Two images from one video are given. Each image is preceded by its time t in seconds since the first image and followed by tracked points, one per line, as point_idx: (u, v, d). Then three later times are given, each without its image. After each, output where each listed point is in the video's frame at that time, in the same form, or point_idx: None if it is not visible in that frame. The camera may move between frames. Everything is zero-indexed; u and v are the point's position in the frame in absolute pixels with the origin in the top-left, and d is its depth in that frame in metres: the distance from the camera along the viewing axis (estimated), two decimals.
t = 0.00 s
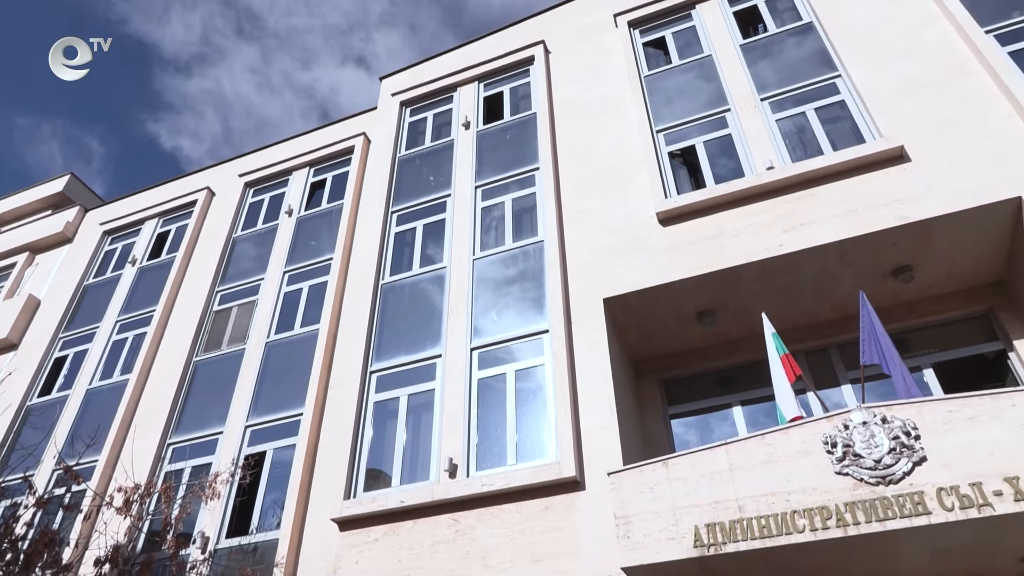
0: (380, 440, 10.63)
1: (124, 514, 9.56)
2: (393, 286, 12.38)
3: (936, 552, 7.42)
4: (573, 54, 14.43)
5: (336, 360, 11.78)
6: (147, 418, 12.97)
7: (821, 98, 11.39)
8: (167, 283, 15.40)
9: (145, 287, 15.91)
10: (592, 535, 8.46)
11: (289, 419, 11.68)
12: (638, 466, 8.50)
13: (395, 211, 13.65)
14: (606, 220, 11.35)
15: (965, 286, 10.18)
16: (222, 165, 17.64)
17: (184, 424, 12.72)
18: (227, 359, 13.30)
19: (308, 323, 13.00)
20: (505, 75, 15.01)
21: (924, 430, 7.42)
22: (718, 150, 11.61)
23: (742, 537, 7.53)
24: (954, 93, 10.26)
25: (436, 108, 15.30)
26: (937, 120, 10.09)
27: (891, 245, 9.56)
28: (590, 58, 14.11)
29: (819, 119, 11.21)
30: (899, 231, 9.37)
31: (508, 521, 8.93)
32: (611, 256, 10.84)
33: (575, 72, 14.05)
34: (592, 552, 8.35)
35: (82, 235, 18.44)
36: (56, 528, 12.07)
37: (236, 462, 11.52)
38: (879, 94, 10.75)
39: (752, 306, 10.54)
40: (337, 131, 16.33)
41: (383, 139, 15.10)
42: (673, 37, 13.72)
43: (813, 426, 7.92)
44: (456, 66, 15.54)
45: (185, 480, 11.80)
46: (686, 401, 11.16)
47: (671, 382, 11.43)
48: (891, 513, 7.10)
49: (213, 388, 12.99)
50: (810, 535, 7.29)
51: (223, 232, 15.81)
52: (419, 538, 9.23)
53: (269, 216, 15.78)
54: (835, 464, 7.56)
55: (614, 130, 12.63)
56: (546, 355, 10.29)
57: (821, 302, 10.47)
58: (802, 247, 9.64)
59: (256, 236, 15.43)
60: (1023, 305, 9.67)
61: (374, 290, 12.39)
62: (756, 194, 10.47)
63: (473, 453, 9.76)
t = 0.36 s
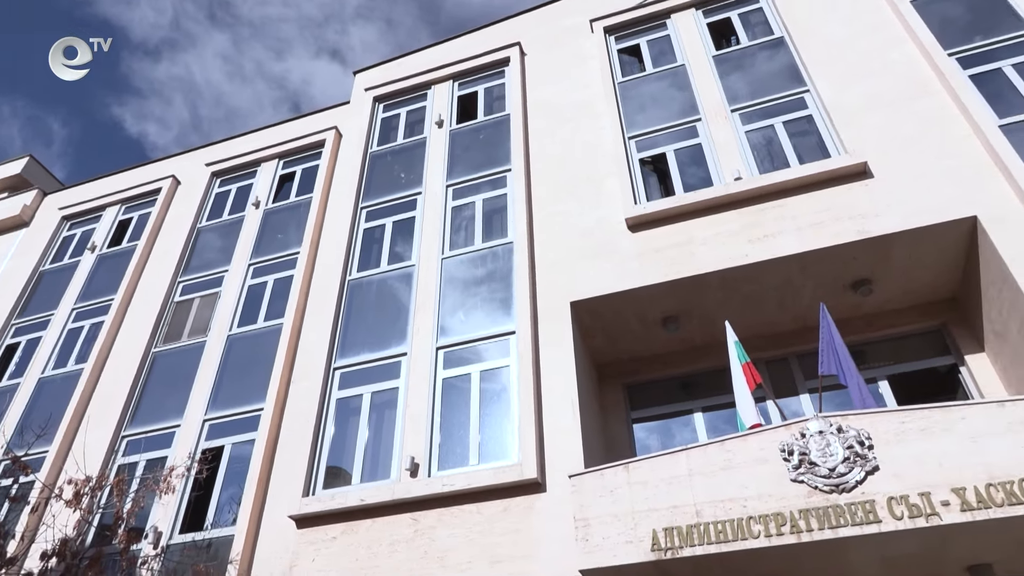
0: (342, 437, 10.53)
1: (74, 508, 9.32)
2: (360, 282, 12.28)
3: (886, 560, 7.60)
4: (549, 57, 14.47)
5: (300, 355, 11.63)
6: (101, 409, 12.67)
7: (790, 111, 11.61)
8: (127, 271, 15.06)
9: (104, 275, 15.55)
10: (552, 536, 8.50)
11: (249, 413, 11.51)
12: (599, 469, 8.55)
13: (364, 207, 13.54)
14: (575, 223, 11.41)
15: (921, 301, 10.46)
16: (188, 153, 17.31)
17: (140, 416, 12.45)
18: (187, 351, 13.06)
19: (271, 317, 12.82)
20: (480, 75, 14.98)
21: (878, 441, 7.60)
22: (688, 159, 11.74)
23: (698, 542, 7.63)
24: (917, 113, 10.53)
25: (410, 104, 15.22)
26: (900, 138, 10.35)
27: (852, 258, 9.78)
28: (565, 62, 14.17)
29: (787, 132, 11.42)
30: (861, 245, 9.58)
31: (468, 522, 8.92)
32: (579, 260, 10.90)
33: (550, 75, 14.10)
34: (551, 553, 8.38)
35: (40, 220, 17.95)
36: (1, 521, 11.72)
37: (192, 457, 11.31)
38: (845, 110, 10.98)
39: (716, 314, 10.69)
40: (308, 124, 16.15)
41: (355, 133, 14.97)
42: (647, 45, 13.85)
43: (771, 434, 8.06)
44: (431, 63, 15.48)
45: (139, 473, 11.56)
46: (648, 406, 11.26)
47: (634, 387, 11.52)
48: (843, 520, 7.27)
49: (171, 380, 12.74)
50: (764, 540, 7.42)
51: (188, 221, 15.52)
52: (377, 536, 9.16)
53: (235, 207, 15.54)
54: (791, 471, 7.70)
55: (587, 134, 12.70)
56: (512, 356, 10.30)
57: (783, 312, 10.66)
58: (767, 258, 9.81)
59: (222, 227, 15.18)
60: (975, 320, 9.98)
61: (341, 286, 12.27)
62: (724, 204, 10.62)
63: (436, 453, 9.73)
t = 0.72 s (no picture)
0: (301, 433, 10.40)
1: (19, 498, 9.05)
2: (326, 277, 12.15)
3: (836, 567, 7.77)
4: (524, 59, 14.51)
5: (261, 348, 11.46)
6: (52, 398, 12.33)
7: (758, 124, 11.80)
8: (84, 257, 14.68)
9: (61, 260, 15.14)
10: (509, 537, 8.51)
11: (206, 406, 11.31)
12: (559, 472, 8.59)
13: (332, 201, 13.40)
14: (544, 226, 11.45)
15: (877, 315, 10.73)
16: (153, 139, 16.95)
17: (92, 406, 12.15)
18: (145, 341, 12.78)
19: (233, 309, 12.61)
20: (454, 73, 14.94)
21: (831, 450, 7.76)
22: (658, 167, 11.87)
23: (654, 546, 7.71)
24: (880, 131, 10.80)
25: (383, 100, 15.11)
26: (863, 155, 10.60)
27: (812, 271, 9.98)
28: (540, 65, 14.22)
29: (755, 144, 11.61)
30: (821, 258, 9.79)
31: (426, 521, 8.88)
32: (547, 262, 10.94)
33: (524, 77, 14.14)
34: (508, 555, 8.39)
35: None
36: None
37: (146, 449, 11.08)
38: (811, 125, 11.21)
39: (679, 321, 10.81)
40: (279, 115, 15.93)
41: (325, 127, 14.81)
42: (622, 52, 13.96)
43: (728, 440, 8.18)
44: (405, 60, 15.39)
45: (89, 465, 11.28)
46: (610, 410, 11.35)
47: (596, 390, 11.59)
48: (795, 527, 7.41)
49: (127, 371, 12.46)
50: (719, 545, 7.53)
51: (150, 208, 15.19)
52: (334, 534, 9.07)
53: (200, 196, 15.26)
54: (747, 478, 7.83)
55: (559, 138, 12.75)
56: (476, 357, 10.29)
57: (745, 321, 10.83)
58: (730, 267, 9.96)
59: (185, 215, 14.89)
60: (927, 335, 10.27)
61: (306, 280, 12.13)
62: (691, 212, 10.76)
63: (396, 452, 9.67)
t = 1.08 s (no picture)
0: (259, 426, 10.26)
1: None
2: (290, 269, 11.99)
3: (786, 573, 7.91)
4: (499, 59, 14.51)
5: (221, 339, 11.25)
6: None
7: (728, 135, 11.98)
8: (39, 239, 14.27)
9: (14, 241, 14.69)
10: (466, 537, 8.50)
11: (162, 397, 11.08)
12: (518, 473, 8.59)
13: (299, 193, 13.24)
14: (513, 227, 11.46)
15: (835, 327, 10.96)
16: (116, 121, 16.55)
17: (42, 392, 11.81)
18: (100, 328, 12.48)
19: (193, 298, 12.38)
20: (429, 70, 14.88)
21: (785, 458, 7.91)
22: (628, 173, 11.96)
23: (610, 548, 7.77)
24: (844, 148, 11.05)
25: (355, 93, 14.97)
26: (827, 170, 10.82)
27: (774, 282, 10.16)
28: (514, 66, 14.24)
29: (723, 154, 11.78)
30: (783, 269, 9.97)
31: (383, 519, 8.82)
32: (514, 263, 10.96)
33: (498, 77, 14.14)
34: (464, 554, 8.38)
35: None
36: None
37: (97, 438, 10.81)
38: (778, 138, 11.41)
39: (643, 326, 10.91)
40: (248, 103, 15.69)
41: (296, 117, 14.62)
42: (596, 57, 14.05)
43: (686, 446, 8.28)
44: (380, 54, 15.28)
45: (36, 453, 10.97)
46: (572, 412, 11.39)
47: (558, 393, 11.63)
48: (748, 533, 7.54)
49: (80, 358, 12.14)
50: (673, 549, 7.62)
51: (110, 192, 14.83)
52: (288, 530, 8.96)
53: (163, 182, 14.94)
54: (703, 483, 7.94)
55: (531, 139, 12.78)
56: (440, 355, 10.26)
57: (707, 328, 10.97)
58: (695, 275, 10.10)
59: (147, 201, 14.56)
60: (882, 349, 10.53)
61: (269, 272, 11.95)
62: (659, 219, 10.87)
63: (355, 448, 9.58)
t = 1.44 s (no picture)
0: (213, 417, 10.07)
1: None
2: (252, 259, 11.80)
3: None
4: (474, 58, 14.49)
5: (177, 326, 11.01)
6: None
7: (696, 145, 12.14)
8: None
9: None
10: (420, 535, 8.46)
11: (114, 383, 10.82)
12: (475, 472, 8.58)
13: (265, 181, 13.04)
14: (480, 226, 11.45)
15: (792, 338, 11.18)
16: (77, 98, 16.09)
17: None
18: (51, 310, 12.11)
19: (150, 284, 12.10)
20: (403, 64, 14.78)
21: (738, 466, 8.05)
22: (597, 178, 12.04)
23: (563, 550, 7.81)
24: (808, 164, 11.28)
25: (327, 83, 14.79)
26: (791, 184, 11.04)
27: (735, 292, 10.32)
28: (489, 65, 14.23)
29: (691, 164, 11.93)
30: (744, 280, 10.14)
31: (336, 514, 8.73)
32: (480, 262, 10.95)
33: (473, 75, 14.12)
34: (417, 552, 8.34)
35: None
36: None
37: (42, 424, 10.49)
38: (746, 151, 11.60)
39: (605, 330, 10.99)
40: (216, 87, 15.40)
41: (265, 104, 14.40)
42: (571, 61, 14.11)
43: (643, 450, 8.37)
44: (353, 45, 15.14)
45: None
46: (531, 413, 11.41)
47: (518, 393, 11.64)
48: (700, 538, 7.65)
49: (28, 340, 11.77)
50: (625, 552, 7.69)
51: (68, 171, 14.42)
52: (239, 523, 8.81)
53: (124, 163, 14.58)
54: (658, 488, 8.03)
55: (502, 139, 12.78)
56: (402, 351, 10.19)
57: (668, 335, 11.09)
58: (658, 282, 10.21)
59: (106, 182, 14.20)
60: (837, 361, 10.77)
61: (231, 260, 11.75)
62: (625, 225, 10.97)
63: (311, 442, 9.47)
